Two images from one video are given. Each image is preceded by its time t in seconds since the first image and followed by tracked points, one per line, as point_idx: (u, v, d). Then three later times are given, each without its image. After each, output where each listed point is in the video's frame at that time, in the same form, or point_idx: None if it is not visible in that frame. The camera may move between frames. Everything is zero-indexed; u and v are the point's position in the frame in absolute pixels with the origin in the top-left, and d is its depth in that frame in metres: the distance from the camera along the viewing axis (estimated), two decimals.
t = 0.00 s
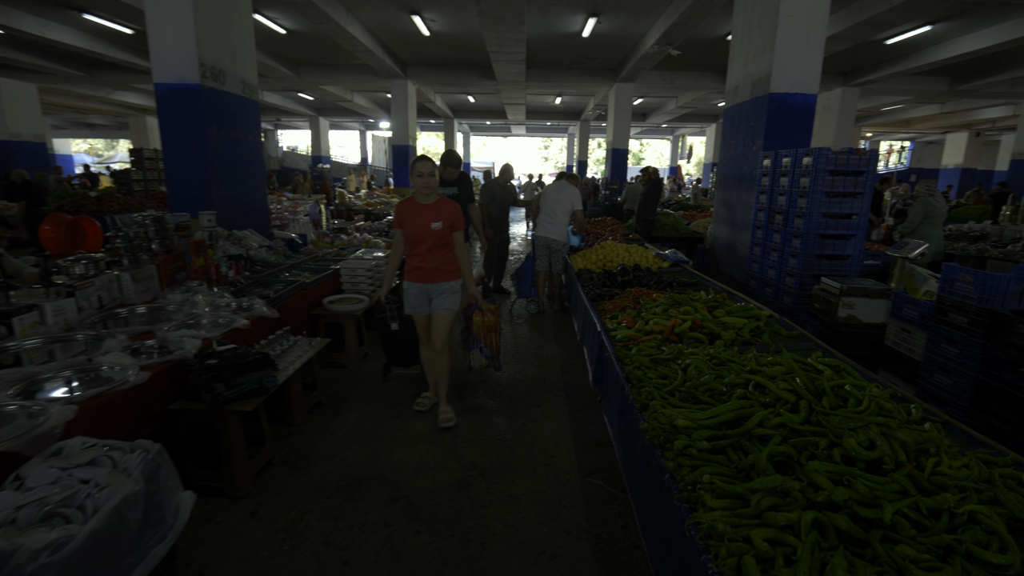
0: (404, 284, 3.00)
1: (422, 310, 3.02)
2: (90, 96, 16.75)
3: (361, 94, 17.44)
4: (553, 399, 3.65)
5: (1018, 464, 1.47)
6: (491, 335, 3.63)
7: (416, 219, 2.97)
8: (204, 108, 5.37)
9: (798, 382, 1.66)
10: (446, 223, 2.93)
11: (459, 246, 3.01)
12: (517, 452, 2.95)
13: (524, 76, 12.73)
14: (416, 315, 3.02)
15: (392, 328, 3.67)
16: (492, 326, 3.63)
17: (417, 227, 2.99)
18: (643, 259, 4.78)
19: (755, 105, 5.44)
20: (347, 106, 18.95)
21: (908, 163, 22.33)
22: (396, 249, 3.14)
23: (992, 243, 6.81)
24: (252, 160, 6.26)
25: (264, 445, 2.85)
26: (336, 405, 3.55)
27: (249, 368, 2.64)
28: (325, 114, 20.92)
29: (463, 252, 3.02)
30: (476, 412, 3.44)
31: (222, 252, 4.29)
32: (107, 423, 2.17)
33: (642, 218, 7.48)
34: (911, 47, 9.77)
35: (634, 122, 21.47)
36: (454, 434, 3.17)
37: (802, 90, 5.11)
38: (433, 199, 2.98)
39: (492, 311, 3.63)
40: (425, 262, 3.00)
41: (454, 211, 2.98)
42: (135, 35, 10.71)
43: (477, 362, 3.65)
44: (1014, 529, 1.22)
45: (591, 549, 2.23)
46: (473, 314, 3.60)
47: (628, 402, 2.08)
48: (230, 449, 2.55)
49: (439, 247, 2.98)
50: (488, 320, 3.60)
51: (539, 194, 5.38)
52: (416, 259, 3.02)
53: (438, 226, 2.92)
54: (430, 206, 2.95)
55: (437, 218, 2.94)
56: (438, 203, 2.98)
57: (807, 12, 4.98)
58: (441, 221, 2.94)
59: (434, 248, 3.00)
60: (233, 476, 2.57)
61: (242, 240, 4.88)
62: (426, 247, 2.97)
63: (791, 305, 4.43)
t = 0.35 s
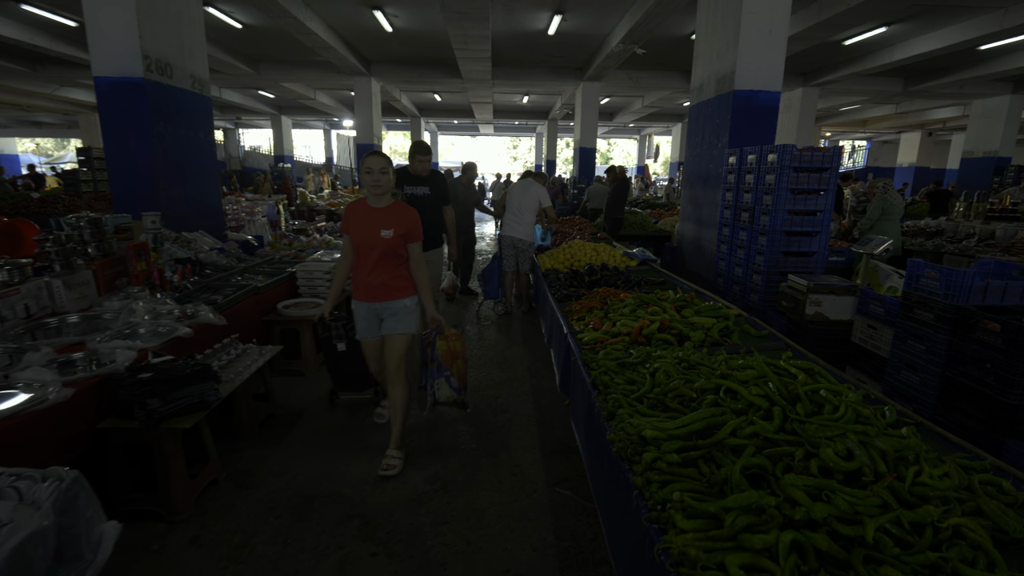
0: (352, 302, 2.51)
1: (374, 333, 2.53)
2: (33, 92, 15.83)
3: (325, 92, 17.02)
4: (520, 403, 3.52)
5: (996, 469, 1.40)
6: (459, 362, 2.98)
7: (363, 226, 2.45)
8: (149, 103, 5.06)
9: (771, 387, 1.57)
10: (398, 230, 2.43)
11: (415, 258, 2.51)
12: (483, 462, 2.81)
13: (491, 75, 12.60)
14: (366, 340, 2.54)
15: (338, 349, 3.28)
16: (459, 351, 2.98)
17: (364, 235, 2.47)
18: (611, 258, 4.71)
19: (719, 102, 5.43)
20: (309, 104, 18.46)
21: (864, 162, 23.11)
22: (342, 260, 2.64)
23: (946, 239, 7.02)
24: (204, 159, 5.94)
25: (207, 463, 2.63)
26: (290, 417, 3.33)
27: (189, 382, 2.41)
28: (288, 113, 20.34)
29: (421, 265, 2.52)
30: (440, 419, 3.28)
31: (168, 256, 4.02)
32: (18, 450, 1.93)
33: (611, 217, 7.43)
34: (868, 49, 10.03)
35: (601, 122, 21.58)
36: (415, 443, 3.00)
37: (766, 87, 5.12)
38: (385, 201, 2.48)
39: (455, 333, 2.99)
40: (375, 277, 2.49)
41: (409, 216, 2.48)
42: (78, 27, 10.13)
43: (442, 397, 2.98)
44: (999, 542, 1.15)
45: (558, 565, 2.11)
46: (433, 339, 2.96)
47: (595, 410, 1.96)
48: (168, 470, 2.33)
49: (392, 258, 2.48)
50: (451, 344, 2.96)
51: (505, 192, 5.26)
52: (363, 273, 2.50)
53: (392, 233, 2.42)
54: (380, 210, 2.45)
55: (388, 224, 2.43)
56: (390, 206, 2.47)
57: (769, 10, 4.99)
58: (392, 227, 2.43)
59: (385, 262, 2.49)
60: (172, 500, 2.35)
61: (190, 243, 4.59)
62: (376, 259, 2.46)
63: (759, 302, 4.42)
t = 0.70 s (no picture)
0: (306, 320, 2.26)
1: (330, 355, 2.26)
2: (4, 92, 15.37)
3: (308, 92, 16.76)
4: (502, 413, 3.40)
5: (1000, 490, 1.31)
6: (418, 398, 2.40)
7: (325, 234, 2.21)
8: (117, 103, 4.85)
9: (761, 405, 1.46)
10: (362, 238, 2.19)
11: (381, 272, 2.26)
12: (462, 477, 2.68)
13: (476, 74, 12.46)
14: (321, 364, 2.26)
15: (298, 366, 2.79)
16: (423, 386, 2.42)
17: (324, 244, 2.22)
18: (596, 260, 4.62)
19: (705, 101, 5.35)
20: (292, 104, 18.18)
21: (848, 160, 23.28)
22: (300, 274, 2.40)
23: (931, 238, 7.01)
24: (178, 161, 5.73)
25: (169, 484, 2.47)
26: (261, 431, 3.17)
27: (145, 399, 2.24)
28: (270, 113, 20.01)
29: (386, 279, 2.28)
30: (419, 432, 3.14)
31: (135, 261, 3.83)
32: None
33: (597, 217, 7.32)
34: (851, 48, 10.05)
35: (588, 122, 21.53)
36: (392, 458, 2.86)
37: (751, 86, 5.06)
38: (350, 206, 2.24)
39: (422, 366, 2.46)
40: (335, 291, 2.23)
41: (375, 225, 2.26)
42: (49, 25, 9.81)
43: (393, 440, 2.39)
44: None
45: None
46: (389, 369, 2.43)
47: (576, 427, 1.84)
48: (124, 494, 2.16)
49: (353, 271, 2.23)
50: (415, 375, 2.42)
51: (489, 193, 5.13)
52: (321, 287, 2.24)
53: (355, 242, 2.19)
54: (343, 215, 2.21)
55: (351, 231, 2.20)
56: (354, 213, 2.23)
57: (755, 6, 4.92)
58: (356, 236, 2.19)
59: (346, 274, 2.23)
60: (128, 525, 2.18)
61: (160, 248, 4.40)
62: (337, 272, 2.21)
63: (746, 304, 4.34)
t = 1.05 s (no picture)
0: (240, 355, 1.81)
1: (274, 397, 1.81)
2: None
3: (301, 92, 16.62)
4: (496, 420, 3.27)
5: None
6: (382, 436, 1.90)
7: (252, 246, 1.73)
8: (98, 100, 4.70)
9: (772, 418, 1.34)
10: (297, 247, 1.72)
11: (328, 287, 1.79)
12: (452, 490, 2.55)
13: (470, 73, 12.33)
14: (265, 408, 1.81)
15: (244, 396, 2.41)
16: (388, 422, 1.91)
17: (252, 258, 1.74)
18: (593, 260, 4.50)
19: (703, 96, 5.23)
20: (286, 104, 18.02)
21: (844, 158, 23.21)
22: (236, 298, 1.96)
23: (932, 235, 6.91)
24: (163, 160, 5.58)
25: (141, 500, 2.33)
26: (243, 440, 3.03)
27: (113, 412, 2.09)
28: (264, 113, 19.83)
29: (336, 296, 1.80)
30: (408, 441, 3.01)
31: (115, 264, 3.68)
32: None
33: (594, 216, 7.19)
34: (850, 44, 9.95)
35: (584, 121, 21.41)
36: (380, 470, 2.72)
37: (750, 81, 4.94)
38: (280, 208, 1.77)
39: (390, 395, 1.96)
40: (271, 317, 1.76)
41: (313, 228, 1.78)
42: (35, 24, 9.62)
43: (345, 485, 1.86)
44: None
45: None
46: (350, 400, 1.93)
47: (570, 441, 1.71)
48: (89, 513, 2.02)
49: (291, 290, 1.76)
50: (380, 409, 1.91)
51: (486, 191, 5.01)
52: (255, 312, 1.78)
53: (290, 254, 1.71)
54: (271, 221, 1.75)
55: (282, 239, 1.73)
56: (286, 217, 1.76)
57: None
58: (289, 244, 1.72)
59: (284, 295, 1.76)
60: (95, 546, 2.04)
61: (143, 250, 4.26)
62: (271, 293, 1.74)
63: (746, 304, 4.22)
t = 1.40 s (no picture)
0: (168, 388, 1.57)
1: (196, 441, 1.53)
2: None
3: (296, 92, 16.48)
4: (493, 429, 3.15)
5: None
6: (342, 502, 1.68)
7: (159, 261, 1.46)
8: (82, 98, 4.56)
9: (794, 439, 1.23)
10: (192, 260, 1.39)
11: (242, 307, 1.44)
12: (446, 506, 2.42)
13: (467, 72, 12.21)
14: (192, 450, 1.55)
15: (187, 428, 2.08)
16: (344, 485, 1.68)
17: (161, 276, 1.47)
18: (593, 262, 4.37)
19: (703, 93, 5.12)
20: (281, 104, 17.88)
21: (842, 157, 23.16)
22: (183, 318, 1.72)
23: (935, 234, 6.82)
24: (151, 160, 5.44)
25: (117, 520, 2.20)
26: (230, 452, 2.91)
27: (83, 428, 1.96)
28: (259, 113, 19.66)
29: (251, 316, 1.44)
30: (402, 452, 2.89)
31: (98, 267, 3.54)
32: None
33: (593, 216, 7.07)
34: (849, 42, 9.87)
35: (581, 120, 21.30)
36: (372, 483, 2.60)
37: (751, 78, 4.84)
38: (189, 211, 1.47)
39: (342, 447, 1.73)
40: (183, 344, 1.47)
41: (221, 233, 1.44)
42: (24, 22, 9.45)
43: (316, 562, 1.67)
44: None
45: None
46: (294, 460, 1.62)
47: (573, 459, 1.60)
48: (58, 538, 1.90)
49: (197, 311, 1.44)
50: (331, 473, 1.67)
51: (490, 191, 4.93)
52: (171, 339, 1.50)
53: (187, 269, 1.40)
54: (177, 227, 1.46)
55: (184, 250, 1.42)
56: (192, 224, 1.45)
57: None
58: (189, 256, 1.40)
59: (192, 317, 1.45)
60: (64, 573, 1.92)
61: (128, 253, 4.12)
62: (177, 317, 1.44)
63: (749, 307, 4.11)
